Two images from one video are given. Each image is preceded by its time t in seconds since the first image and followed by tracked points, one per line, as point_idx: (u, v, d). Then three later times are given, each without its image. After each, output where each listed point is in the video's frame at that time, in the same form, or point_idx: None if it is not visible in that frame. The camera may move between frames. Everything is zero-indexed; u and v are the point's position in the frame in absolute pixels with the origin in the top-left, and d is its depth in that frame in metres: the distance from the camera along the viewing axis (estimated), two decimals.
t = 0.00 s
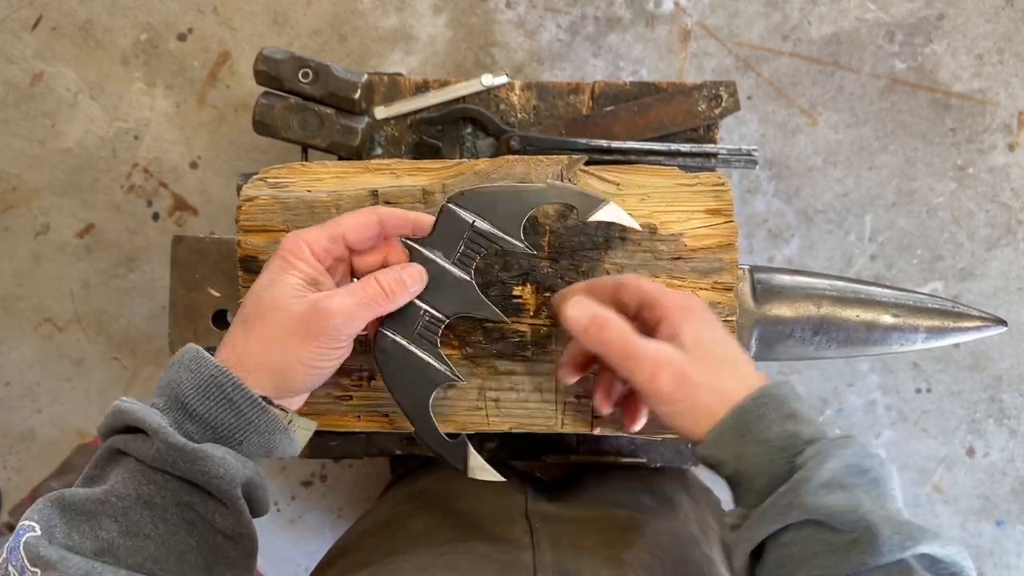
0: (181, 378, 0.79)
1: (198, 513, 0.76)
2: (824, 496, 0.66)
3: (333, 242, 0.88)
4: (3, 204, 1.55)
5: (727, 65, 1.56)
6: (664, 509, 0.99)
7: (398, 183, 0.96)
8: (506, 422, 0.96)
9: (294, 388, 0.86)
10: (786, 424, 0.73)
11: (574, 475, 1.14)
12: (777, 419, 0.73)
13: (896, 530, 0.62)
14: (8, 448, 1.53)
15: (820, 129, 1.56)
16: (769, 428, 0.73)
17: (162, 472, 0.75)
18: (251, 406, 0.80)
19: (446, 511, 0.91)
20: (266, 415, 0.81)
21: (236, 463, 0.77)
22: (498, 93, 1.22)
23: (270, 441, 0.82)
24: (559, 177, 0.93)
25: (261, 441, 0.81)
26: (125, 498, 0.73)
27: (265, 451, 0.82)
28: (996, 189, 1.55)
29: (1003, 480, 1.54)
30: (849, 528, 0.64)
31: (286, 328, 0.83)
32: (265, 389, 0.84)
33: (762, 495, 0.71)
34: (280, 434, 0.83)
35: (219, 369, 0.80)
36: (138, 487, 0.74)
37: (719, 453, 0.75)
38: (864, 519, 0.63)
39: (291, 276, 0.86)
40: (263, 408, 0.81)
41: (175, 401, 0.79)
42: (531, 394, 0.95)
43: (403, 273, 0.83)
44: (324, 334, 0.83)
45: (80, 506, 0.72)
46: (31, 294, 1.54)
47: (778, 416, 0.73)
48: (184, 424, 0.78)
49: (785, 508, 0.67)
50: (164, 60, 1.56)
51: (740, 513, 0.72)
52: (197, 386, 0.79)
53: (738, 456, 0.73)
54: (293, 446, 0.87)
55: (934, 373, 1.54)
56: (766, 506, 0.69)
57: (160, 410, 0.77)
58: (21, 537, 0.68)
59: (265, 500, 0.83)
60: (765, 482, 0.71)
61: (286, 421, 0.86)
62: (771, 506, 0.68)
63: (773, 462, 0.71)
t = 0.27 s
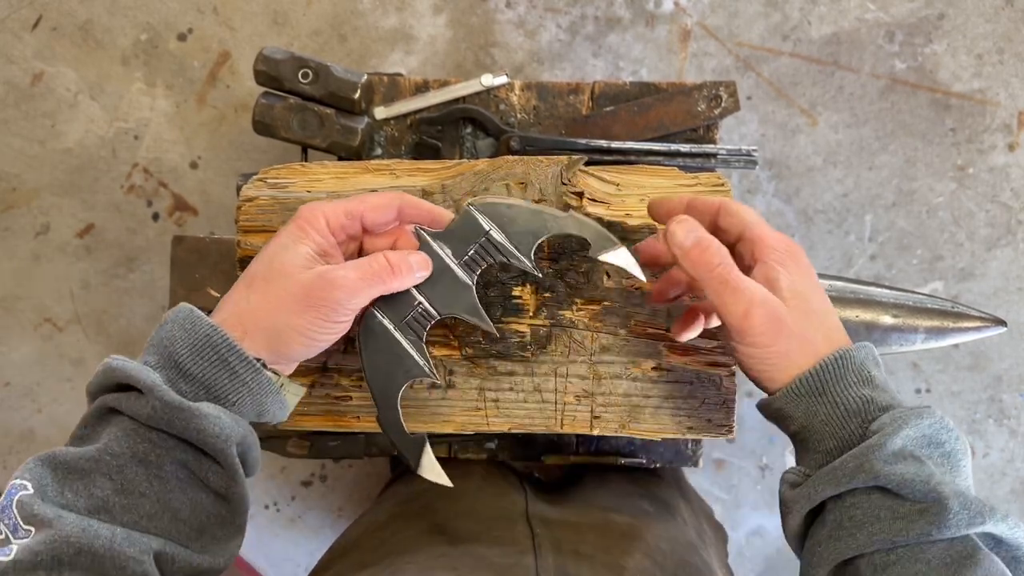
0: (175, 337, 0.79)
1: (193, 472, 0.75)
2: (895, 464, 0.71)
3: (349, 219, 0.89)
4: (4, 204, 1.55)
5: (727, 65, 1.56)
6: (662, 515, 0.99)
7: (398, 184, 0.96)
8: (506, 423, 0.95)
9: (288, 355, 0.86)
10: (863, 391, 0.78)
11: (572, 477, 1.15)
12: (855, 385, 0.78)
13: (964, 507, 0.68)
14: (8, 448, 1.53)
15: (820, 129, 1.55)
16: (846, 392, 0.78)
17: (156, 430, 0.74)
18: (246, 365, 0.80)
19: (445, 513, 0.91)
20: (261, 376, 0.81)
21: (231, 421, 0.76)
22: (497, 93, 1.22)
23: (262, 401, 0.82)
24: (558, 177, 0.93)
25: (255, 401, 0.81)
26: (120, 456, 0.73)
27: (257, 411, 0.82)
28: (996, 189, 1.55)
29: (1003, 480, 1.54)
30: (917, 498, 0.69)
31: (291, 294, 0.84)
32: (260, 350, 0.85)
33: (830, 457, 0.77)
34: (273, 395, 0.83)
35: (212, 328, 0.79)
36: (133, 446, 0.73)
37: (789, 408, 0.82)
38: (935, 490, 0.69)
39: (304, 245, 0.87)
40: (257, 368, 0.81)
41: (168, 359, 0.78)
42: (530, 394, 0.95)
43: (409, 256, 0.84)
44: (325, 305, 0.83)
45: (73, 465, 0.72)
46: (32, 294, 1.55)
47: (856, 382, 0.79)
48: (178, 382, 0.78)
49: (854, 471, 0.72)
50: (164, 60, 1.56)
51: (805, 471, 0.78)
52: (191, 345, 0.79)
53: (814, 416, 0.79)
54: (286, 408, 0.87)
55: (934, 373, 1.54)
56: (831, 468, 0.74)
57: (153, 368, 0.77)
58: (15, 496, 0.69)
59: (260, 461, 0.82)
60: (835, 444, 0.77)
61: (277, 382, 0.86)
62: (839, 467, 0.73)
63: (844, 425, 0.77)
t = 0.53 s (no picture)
0: (206, 309, 0.79)
1: (219, 444, 0.76)
2: (827, 449, 0.71)
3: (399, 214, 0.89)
4: (3, 203, 1.55)
5: (727, 65, 1.56)
6: (663, 514, 0.98)
7: (398, 184, 0.96)
8: (506, 422, 0.96)
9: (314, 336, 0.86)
10: (787, 378, 0.79)
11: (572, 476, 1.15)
12: (778, 373, 0.80)
13: (902, 486, 0.68)
14: (8, 448, 1.53)
15: (820, 129, 1.56)
16: (769, 382, 0.79)
17: (186, 401, 0.75)
18: (274, 341, 0.81)
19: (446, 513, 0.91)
20: (288, 352, 0.82)
21: (259, 396, 0.77)
22: (498, 93, 1.22)
23: (287, 377, 0.83)
24: (559, 177, 0.92)
25: (280, 377, 0.82)
26: (149, 426, 0.73)
27: (282, 388, 0.83)
28: (996, 189, 1.55)
29: (1003, 480, 1.54)
30: (854, 482, 0.69)
31: (332, 277, 0.84)
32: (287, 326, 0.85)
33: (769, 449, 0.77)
34: (297, 372, 0.84)
35: (243, 301, 0.80)
36: (161, 416, 0.74)
37: (720, 410, 0.83)
38: (869, 471, 0.69)
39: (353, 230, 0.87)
40: (285, 345, 0.82)
41: (198, 329, 0.79)
42: (530, 394, 0.95)
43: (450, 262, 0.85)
44: (365, 295, 0.83)
45: (102, 434, 0.72)
46: (31, 294, 1.54)
47: (779, 370, 0.80)
48: (207, 353, 0.78)
49: (790, 462, 0.72)
50: (164, 60, 1.56)
51: (747, 467, 0.78)
52: (222, 317, 0.79)
53: (745, 412, 0.80)
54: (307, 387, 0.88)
55: (934, 373, 1.54)
56: (768, 459, 0.74)
57: (184, 338, 0.77)
58: (41, 464, 0.68)
59: (281, 437, 0.83)
60: (772, 434, 0.77)
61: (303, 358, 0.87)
62: (775, 459, 0.73)
63: (775, 415, 0.78)
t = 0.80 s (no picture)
0: (199, 325, 0.82)
1: (214, 456, 0.76)
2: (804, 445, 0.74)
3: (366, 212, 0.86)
4: (3, 203, 1.55)
5: (727, 65, 1.56)
6: (663, 510, 0.98)
7: (399, 184, 0.96)
8: (506, 423, 0.96)
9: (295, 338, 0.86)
10: (761, 388, 0.83)
11: (572, 476, 1.14)
12: (754, 386, 0.82)
13: (874, 478, 0.71)
14: (8, 448, 1.53)
15: (820, 129, 1.55)
16: (747, 392, 0.82)
17: (179, 412, 0.76)
18: (262, 353, 0.82)
19: (447, 510, 0.91)
20: (280, 366, 0.83)
21: (246, 406, 0.78)
22: (497, 93, 1.22)
23: (283, 392, 0.83)
24: (558, 177, 0.92)
25: (273, 391, 0.82)
26: (145, 438, 0.75)
27: (279, 404, 0.83)
28: (996, 189, 1.55)
29: (1003, 480, 1.54)
30: (830, 476, 0.72)
31: (291, 271, 0.85)
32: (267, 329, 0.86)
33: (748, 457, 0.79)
34: (293, 387, 0.84)
35: (233, 317, 0.82)
36: (157, 428, 0.75)
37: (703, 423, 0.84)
38: (843, 464, 0.71)
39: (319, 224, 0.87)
40: (274, 357, 0.82)
41: (191, 346, 0.81)
42: (530, 394, 0.95)
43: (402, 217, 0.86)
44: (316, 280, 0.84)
45: (101, 448, 0.73)
46: (31, 294, 1.54)
47: (754, 381, 0.83)
48: (198, 368, 0.80)
49: (772, 460, 0.74)
50: (164, 60, 1.56)
51: (725, 481, 0.80)
52: (213, 333, 0.81)
53: (722, 421, 0.82)
54: (308, 402, 0.88)
55: (934, 373, 1.54)
56: (748, 464, 0.76)
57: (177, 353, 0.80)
58: (42, 476, 0.69)
59: (281, 453, 0.83)
60: (748, 443, 0.80)
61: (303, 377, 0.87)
62: (756, 461, 0.76)
63: (752, 423, 0.80)
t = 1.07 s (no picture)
0: (243, 346, 0.81)
1: (251, 474, 0.77)
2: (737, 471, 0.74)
3: (388, 232, 0.84)
4: (3, 203, 1.55)
5: (727, 65, 1.56)
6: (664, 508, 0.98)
7: (399, 183, 0.96)
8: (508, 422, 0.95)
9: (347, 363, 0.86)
10: (687, 421, 0.82)
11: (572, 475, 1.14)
12: (680, 419, 0.82)
13: (805, 494, 0.72)
14: (8, 448, 1.53)
15: (820, 129, 1.55)
16: (674, 428, 0.82)
17: (222, 432, 0.76)
18: (308, 376, 0.83)
19: (448, 506, 0.91)
20: (322, 386, 0.84)
21: (294, 431, 0.79)
22: (498, 93, 1.22)
23: (321, 409, 0.85)
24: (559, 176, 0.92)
25: (315, 411, 0.84)
26: (186, 454, 0.75)
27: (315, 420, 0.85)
28: (996, 189, 1.55)
29: (1003, 480, 1.54)
30: (765, 501, 0.72)
31: (336, 315, 0.82)
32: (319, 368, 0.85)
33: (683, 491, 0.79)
34: (331, 404, 0.86)
35: (277, 338, 0.82)
36: (199, 445, 0.75)
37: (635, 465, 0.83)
38: (774, 488, 0.72)
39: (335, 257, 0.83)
40: (320, 379, 0.84)
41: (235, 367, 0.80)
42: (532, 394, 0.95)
43: (440, 238, 0.80)
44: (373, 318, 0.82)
45: (141, 459, 0.74)
46: (31, 294, 1.54)
47: (679, 415, 0.83)
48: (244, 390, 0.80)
49: (706, 492, 0.74)
50: (164, 60, 1.56)
51: (664, 523, 0.77)
52: (258, 353, 0.81)
53: (654, 461, 0.82)
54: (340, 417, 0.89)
55: (934, 373, 1.54)
56: (684, 500, 0.76)
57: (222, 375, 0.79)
58: (80, 485, 0.70)
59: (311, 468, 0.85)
60: (680, 480, 0.80)
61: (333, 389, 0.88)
62: (690, 496, 0.75)
63: (681, 458, 0.80)
